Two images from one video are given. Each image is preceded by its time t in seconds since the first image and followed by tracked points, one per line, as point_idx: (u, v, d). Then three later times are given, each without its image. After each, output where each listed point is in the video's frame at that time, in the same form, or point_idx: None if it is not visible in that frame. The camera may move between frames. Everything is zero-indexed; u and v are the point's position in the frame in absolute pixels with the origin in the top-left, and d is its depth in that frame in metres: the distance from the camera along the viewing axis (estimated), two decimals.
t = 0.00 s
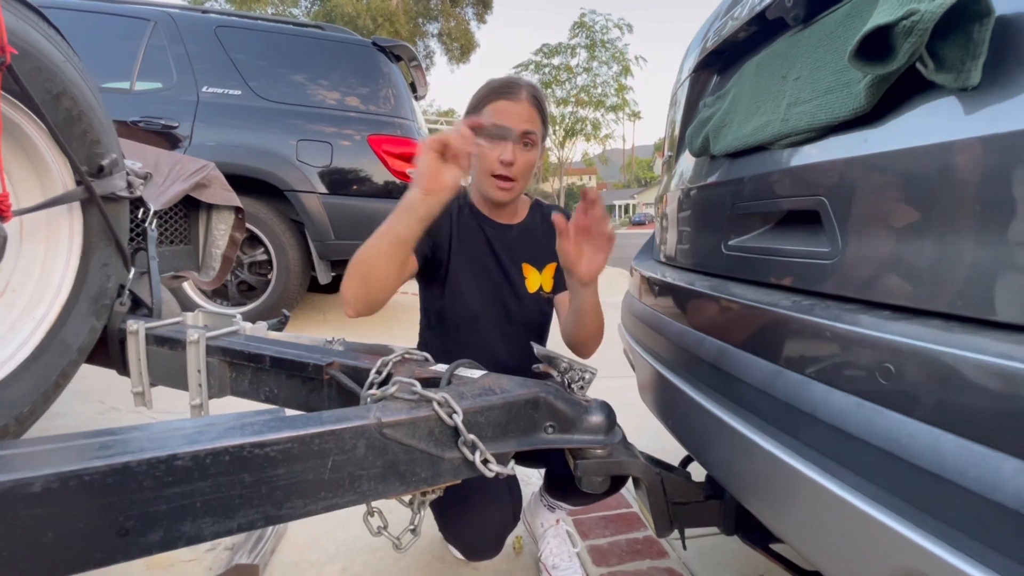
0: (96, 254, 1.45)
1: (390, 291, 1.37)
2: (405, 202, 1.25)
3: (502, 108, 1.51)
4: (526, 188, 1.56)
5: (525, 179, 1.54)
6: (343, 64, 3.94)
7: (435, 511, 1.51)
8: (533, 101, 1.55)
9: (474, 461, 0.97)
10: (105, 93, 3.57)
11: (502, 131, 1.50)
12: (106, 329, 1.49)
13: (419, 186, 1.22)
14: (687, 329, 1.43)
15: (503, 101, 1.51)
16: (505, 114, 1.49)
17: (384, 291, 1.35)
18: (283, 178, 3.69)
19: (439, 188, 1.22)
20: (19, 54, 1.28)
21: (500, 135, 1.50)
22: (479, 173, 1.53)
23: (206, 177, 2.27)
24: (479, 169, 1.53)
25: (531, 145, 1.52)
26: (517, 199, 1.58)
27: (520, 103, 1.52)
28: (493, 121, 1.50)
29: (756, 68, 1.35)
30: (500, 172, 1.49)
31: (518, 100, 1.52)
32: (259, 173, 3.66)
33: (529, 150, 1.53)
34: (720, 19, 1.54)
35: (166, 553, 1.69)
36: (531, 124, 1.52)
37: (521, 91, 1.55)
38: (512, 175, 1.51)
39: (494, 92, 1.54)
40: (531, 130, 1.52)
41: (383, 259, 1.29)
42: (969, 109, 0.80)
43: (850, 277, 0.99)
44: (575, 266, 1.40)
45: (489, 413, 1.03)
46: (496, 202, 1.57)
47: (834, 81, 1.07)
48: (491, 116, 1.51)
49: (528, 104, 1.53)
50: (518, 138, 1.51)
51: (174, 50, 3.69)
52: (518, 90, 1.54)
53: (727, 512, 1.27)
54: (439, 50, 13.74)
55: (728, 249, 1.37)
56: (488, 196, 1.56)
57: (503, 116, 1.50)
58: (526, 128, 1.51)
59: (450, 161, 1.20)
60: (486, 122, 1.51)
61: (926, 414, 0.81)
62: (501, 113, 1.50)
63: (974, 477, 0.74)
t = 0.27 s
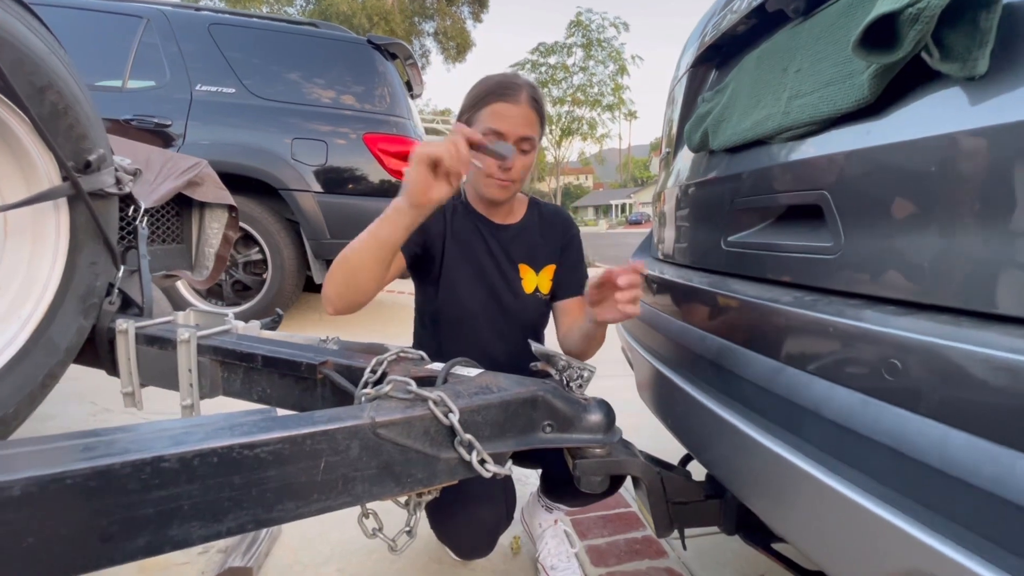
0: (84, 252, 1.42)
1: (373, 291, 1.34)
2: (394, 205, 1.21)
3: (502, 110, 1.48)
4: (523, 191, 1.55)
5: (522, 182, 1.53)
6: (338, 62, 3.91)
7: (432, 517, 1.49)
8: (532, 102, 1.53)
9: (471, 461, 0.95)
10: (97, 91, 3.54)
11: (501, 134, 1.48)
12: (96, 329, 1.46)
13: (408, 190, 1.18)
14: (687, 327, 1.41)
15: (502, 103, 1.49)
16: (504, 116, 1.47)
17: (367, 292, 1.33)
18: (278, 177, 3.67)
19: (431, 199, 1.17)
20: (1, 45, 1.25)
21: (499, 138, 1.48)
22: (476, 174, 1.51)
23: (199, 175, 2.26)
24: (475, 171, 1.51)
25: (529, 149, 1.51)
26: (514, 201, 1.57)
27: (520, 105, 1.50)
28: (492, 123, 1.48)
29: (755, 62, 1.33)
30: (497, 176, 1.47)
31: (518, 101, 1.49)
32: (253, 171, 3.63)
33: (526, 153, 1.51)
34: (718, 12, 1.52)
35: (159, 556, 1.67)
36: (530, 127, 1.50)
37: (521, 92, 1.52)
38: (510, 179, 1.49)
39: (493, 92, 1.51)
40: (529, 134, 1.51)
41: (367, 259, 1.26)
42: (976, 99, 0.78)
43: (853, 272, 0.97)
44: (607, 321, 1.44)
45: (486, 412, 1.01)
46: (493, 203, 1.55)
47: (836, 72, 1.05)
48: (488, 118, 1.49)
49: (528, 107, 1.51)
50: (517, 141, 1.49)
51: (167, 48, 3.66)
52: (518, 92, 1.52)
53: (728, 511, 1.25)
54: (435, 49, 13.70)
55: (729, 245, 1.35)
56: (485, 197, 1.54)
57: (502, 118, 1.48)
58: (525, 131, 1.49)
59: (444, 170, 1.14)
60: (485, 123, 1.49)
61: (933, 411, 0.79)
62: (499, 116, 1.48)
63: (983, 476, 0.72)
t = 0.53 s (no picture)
0: (56, 240, 1.37)
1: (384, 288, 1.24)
2: (456, 232, 1.14)
3: (512, 100, 1.45)
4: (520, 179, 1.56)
5: (521, 173, 1.54)
6: (332, 56, 3.84)
7: (420, 526, 1.42)
8: (540, 91, 1.50)
9: (463, 461, 0.89)
10: (86, 85, 3.47)
11: (509, 125, 1.46)
12: (69, 323, 1.39)
13: (482, 235, 1.12)
14: (693, 318, 1.34)
15: (513, 92, 1.45)
16: (515, 109, 1.44)
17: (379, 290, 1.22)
18: (271, 173, 3.60)
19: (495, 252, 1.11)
20: None
21: (506, 129, 1.46)
22: (476, 161, 1.50)
23: (185, 167, 2.19)
24: (477, 157, 1.49)
25: (532, 142, 1.51)
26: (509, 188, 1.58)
27: (530, 95, 1.47)
28: (501, 113, 1.45)
29: (763, 39, 1.26)
30: (501, 168, 1.48)
31: (528, 92, 1.46)
32: (245, 166, 3.56)
33: (528, 144, 1.51)
34: None
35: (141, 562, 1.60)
36: (536, 118, 1.48)
37: (531, 80, 1.48)
38: (511, 171, 1.51)
39: (503, 77, 1.46)
40: (535, 126, 1.49)
41: (392, 260, 1.15)
42: (1012, 61, 0.72)
43: (873, 256, 0.90)
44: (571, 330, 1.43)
45: (478, 408, 0.94)
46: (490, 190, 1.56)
47: (853, 42, 0.98)
48: (497, 106, 1.45)
49: (537, 97, 1.48)
50: (523, 133, 1.48)
51: (157, 42, 3.59)
52: (528, 79, 1.48)
53: (737, 512, 1.18)
54: (432, 47, 13.62)
55: (735, 232, 1.28)
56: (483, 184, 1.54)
57: (512, 109, 1.45)
58: (532, 124, 1.48)
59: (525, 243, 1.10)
60: (492, 111, 1.45)
61: (967, 403, 0.72)
62: (509, 107, 1.45)
63: None
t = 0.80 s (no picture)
0: (5, 228, 1.24)
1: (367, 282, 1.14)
2: (408, 274, 0.96)
3: (527, 81, 1.33)
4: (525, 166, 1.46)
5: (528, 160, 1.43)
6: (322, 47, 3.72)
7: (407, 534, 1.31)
8: (554, 74, 1.39)
9: (449, 470, 0.80)
10: (68, 77, 3.37)
11: (522, 107, 1.34)
12: (23, 318, 1.29)
13: (438, 280, 0.94)
14: (704, 311, 1.24)
15: (530, 73, 1.33)
16: (529, 91, 1.33)
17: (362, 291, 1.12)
18: (260, 167, 3.50)
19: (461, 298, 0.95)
20: None
21: (518, 111, 1.34)
22: (483, 143, 1.37)
23: (163, 155, 2.08)
24: (484, 139, 1.38)
25: (543, 128, 1.40)
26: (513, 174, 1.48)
27: (546, 77, 1.36)
28: (514, 93, 1.33)
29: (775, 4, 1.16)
30: (510, 153, 1.37)
31: (544, 73, 1.35)
32: (235, 160, 3.47)
33: (539, 130, 1.40)
34: None
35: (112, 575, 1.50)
36: (549, 102, 1.38)
37: (546, 62, 1.37)
38: (520, 157, 1.39)
39: (518, 56, 1.35)
40: (548, 111, 1.38)
41: (360, 293, 1.04)
42: None
43: (912, 235, 0.80)
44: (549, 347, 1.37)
45: (467, 410, 0.84)
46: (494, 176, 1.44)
47: None
48: (509, 86, 1.34)
49: (553, 80, 1.37)
50: (535, 118, 1.37)
51: (141, 32, 3.48)
52: (543, 60, 1.37)
53: (752, 520, 1.08)
54: (428, 42, 13.49)
55: (748, 216, 1.18)
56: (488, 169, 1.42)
57: (525, 90, 1.34)
58: (545, 108, 1.37)
59: (495, 281, 0.92)
60: (505, 90, 1.34)
61: None
62: (523, 88, 1.33)
63: None
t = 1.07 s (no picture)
0: None
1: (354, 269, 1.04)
2: (400, 266, 0.84)
3: (521, 50, 1.22)
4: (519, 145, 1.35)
5: (522, 138, 1.32)
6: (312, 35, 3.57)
7: (388, 545, 1.20)
8: (551, 44, 1.28)
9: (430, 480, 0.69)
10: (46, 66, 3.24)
11: (516, 78, 1.23)
12: None
13: (432, 275, 0.82)
14: (716, 300, 1.14)
15: (524, 41, 1.23)
16: (524, 60, 1.22)
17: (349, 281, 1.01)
18: (246, 158, 3.37)
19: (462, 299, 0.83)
20: None
21: (511, 83, 1.24)
22: (473, 118, 1.27)
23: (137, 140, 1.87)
24: (474, 114, 1.27)
25: (538, 103, 1.29)
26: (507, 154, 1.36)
27: (542, 47, 1.25)
28: (507, 63, 1.22)
29: None
30: (503, 129, 1.26)
31: (540, 41, 1.24)
32: (221, 152, 3.35)
33: (534, 105, 1.29)
34: None
35: None
36: (546, 74, 1.27)
37: (543, 31, 1.26)
38: (513, 133, 1.28)
39: (512, 23, 1.24)
40: (544, 84, 1.27)
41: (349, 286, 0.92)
42: None
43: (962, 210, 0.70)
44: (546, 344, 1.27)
45: (453, 411, 0.74)
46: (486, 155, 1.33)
47: None
48: (501, 55, 1.23)
49: (549, 50, 1.26)
50: (529, 91, 1.26)
51: (122, 19, 3.34)
52: (539, 29, 1.26)
53: (771, 531, 0.98)
54: (423, 36, 13.33)
55: (762, 195, 1.08)
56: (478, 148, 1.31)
57: (519, 59, 1.23)
58: (541, 81, 1.26)
59: (496, 286, 0.79)
60: (497, 60, 1.23)
61: None
62: (517, 57, 1.22)
63: None
